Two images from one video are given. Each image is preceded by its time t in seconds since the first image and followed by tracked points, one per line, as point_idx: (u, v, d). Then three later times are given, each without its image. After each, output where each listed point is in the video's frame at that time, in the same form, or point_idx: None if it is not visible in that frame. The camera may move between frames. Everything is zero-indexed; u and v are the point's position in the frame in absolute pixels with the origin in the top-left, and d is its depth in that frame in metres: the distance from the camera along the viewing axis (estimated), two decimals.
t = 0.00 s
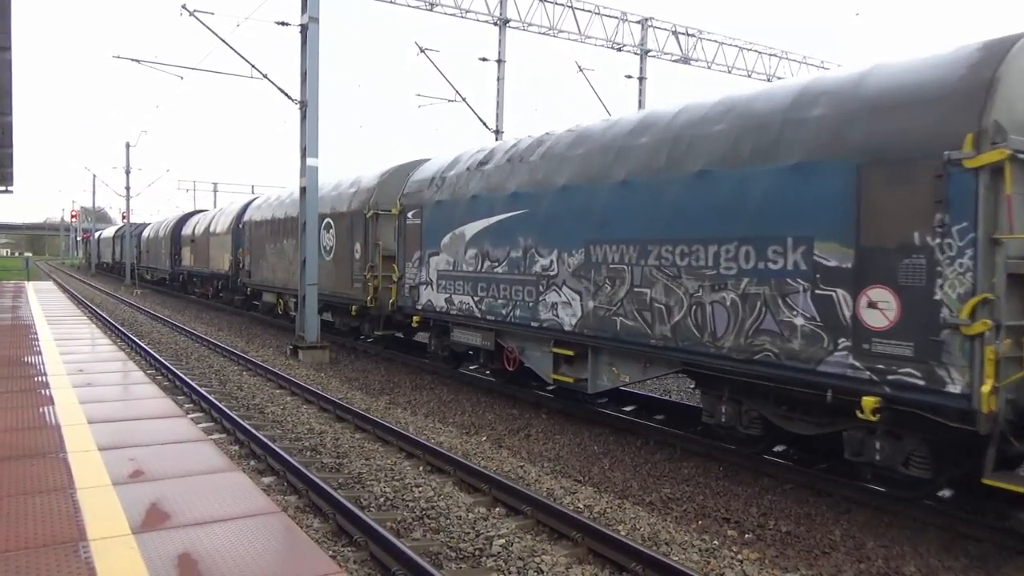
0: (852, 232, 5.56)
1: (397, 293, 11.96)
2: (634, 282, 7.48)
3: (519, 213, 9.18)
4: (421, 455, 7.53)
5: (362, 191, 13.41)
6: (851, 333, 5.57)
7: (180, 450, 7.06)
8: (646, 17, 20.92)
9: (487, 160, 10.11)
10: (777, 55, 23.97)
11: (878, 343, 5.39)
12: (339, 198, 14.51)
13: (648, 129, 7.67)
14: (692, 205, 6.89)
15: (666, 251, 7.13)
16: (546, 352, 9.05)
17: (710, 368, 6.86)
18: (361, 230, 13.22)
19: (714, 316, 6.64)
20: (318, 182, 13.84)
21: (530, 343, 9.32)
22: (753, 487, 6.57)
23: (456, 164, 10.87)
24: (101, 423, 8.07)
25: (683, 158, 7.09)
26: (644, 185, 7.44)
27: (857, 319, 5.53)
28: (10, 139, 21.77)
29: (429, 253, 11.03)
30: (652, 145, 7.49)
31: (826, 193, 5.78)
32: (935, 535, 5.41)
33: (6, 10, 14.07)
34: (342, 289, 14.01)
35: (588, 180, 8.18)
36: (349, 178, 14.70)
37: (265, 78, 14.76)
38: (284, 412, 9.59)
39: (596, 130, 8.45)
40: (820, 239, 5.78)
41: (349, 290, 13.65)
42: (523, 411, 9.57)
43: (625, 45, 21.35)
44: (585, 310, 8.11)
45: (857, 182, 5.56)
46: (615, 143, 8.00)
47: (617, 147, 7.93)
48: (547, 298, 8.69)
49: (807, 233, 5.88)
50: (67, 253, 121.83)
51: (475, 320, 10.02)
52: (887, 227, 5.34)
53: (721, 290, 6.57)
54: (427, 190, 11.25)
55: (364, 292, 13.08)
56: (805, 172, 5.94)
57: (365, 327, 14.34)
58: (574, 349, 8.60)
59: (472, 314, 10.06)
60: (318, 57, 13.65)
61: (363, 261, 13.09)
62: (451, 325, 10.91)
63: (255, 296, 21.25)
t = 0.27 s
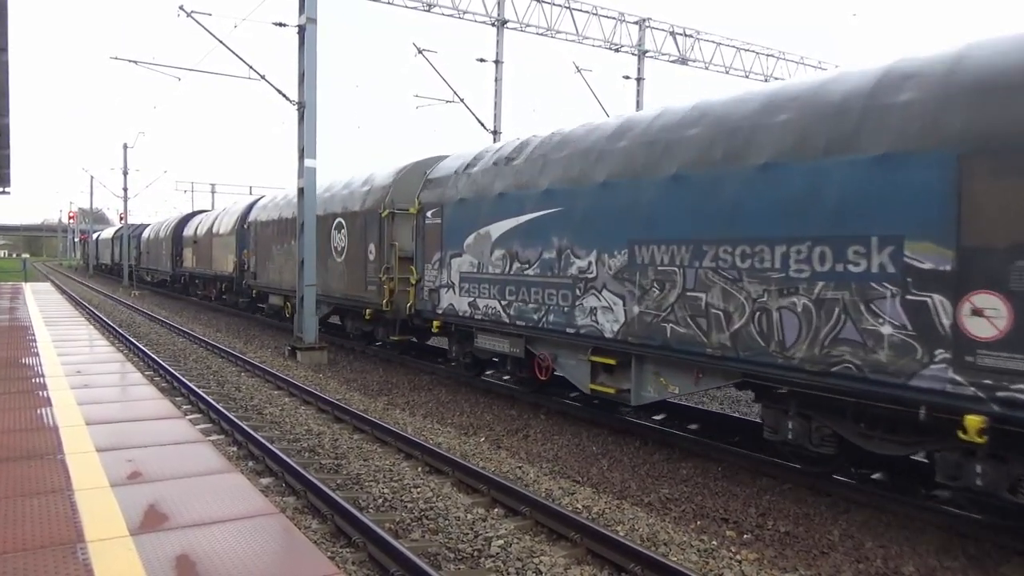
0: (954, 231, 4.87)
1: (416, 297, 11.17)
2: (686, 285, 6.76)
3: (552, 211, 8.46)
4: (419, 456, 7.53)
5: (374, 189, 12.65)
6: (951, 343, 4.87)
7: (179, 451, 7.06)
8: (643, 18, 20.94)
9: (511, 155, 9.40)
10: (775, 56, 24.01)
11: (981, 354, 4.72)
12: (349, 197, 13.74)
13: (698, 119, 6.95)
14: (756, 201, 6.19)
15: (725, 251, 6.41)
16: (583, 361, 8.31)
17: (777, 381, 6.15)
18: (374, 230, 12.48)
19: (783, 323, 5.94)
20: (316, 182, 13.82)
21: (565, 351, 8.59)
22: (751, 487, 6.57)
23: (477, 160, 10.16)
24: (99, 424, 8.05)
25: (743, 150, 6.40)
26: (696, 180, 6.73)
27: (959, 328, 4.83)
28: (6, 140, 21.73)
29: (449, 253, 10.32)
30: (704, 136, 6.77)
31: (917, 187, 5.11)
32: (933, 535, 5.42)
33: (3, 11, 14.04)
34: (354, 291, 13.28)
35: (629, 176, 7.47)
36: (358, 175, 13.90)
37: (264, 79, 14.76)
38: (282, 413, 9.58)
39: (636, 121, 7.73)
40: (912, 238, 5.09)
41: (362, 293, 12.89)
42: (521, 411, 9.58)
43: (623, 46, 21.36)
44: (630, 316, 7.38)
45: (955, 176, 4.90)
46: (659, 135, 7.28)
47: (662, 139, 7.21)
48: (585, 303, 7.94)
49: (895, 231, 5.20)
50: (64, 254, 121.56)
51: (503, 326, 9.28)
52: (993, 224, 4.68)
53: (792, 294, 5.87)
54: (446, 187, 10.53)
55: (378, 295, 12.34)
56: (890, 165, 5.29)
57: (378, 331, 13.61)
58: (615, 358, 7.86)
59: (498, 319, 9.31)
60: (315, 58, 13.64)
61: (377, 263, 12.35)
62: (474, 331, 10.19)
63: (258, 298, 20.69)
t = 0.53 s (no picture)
0: None
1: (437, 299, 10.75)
2: (746, 288, 6.16)
3: (591, 208, 7.88)
4: (420, 455, 7.53)
5: (390, 186, 12.28)
6: None
7: (180, 452, 7.06)
8: (644, 17, 20.94)
9: (543, 149, 8.85)
10: (777, 55, 23.98)
11: None
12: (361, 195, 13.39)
13: (759, 108, 6.37)
14: (831, 196, 5.58)
15: (794, 251, 5.80)
16: (625, 370, 7.72)
17: (852, 394, 5.58)
18: (392, 229, 11.99)
19: (863, 330, 5.33)
20: (316, 183, 13.82)
21: (604, 359, 7.99)
22: (753, 487, 6.57)
23: (505, 155, 9.60)
24: (100, 424, 8.06)
25: (814, 141, 5.80)
26: (760, 174, 6.13)
27: None
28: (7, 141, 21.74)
29: (475, 253, 9.77)
30: (768, 127, 6.19)
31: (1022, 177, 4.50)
32: (935, 535, 5.41)
33: (4, 12, 14.07)
34: (370, 293, 12.71)
35: (679, 170, 6.89)
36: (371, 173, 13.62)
37: (264, 79, 14.77)
38: (283, 414, 9.59)
39: (685, 111, 7.15)
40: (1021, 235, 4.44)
41: (379, 295, 12.34)
42: (522, 411, 9.58)
43: (624, 45, 21.36)
44: (681, 321, 6.78)
45: None
46: (714, 125, 6.70)
47: (718, 131, 6.63)
48: (628, 307, 7.35)
49: (997, 228, 4.57)
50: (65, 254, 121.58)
51: (535, 331, 8.70)
52: None
53: (875, 298, 5.24)
54: (472, 184, 9.99)
55: (396, 297, 11.76)
56: (989, 154, 4.68)
57: (394, 334, 13.02)
58: (663, 366, 7.27)
59: (530, 324, 8.73)
60: (316, 58, 13.64)
61: (396, 263, 11.80)
62: (502, 335, 9.61)
63: (265, 299, 20.17)
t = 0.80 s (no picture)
0: None
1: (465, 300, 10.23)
2: (820, 292, 5.62)
3: (637, 205, 7.33)
4: (422, 455, 7.54)
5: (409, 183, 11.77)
6: None
7: (181, 452, 7.07)
8: (645, 17, 20.96)
9: (582, 142, 8.32)
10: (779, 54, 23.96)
11: None
12: (377, 192, 12.86)
13: (834, 94, 5.84)
14: (918, 189, 5.03)
15: (877, 249, 5.24)
16: (675, 380, 7.16)
17: (947, 411, 5.04)
18: (412, 227, 11.43)
19: (965, 339, 4.76)
20: (318, 183, 13.83)
21: (650, 367, 7.43)
22: (754, 487, 6.56)
23: (539, 148, 9.07)
24: (102, 425, 8.07)
25: (898, 128, 5.25)
26: (836, 166, 5.59)
27: None
28: (9, 142, 21.78)
29: (506, 253, 9.26)
30: (845, 114, 5.65)
31: None
32: (937, 534, 5.40)
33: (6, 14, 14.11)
34: (390, 295, 12.15)
35: (740, 163, 6.34)
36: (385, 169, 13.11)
37: (265, 79, 14.78)
38: (285, 414, 9.61)
39: (745, 99, 6.62)
40: None
41: (399, 298, 11.80)
42: (523, 411, 9.58)
43: (625, 45, 21.37)
44: (743, 327, 6.22)
45: None
46: (780, 114, 6.17)
47: (785, 119, 6.11)
48: (680, 311, 6.80)
49: None
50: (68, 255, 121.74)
51: (573, 337, 8.14)
52: None
53: (979, 303, 4.67)
54: (503, 179, 9.46)
55: (418, 298, 11.20)
56: None
57: (413, 337, 12.48)
58: (720, 377, 6.71)
59: (568, 330, 8.18)
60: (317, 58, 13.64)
61: (417, 263, 11.21)
62: (534, 340, 9.06)
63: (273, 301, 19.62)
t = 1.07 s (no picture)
0: None
1: (495, 304, 9.61)
2: (916, 297, 5.01)
3: (693, 201, 6.77)
4: (423, 456, 7.54)
5: (431, 180, 11.07)
6: None
7: (182, 452, 7.08)
8: (645, 16, 20.97)
9: (626, 135, 7.79)
10: (779, 53, 23.96)
11: None
12: (395, 189, 12.17)
13: (807, 99, 6.05)
14: None
15: (937, 250, 4.88)
16: (736, 392, 6.59)
17: None
18: (435, 226, 10.78)
19: None
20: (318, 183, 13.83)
21: (707, 378, 6.84)
22: (755, 486, 6.56)
23: (577, 141, 8.53)
24: (103, 425, 8.08)
25: (1023, 109, 4.59)
26: (813, 168, 5.79)
27: None
28: (9, 143, 21.79)
29: (541, 254, 8.72)
30: (946, 96, 5.03)
31: None
32: (938, 534, 5.40)
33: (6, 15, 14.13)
34: (412, 297, 11.52)
35: (815, 154, 5.79)
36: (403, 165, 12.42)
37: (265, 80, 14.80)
38: (286, 414, 9.61)
39: (813, 87, 6.09)
40: None
41: (420, 301, 11.21)
42: (524, 411, 9.58)
43: (625, 45, 21.37)
44: (821, 335, 5.63)
45: None
46: (862, 100, 5.60)
47: (758, 124, 6.36)
48: (745, 317, 6.22)
49: None
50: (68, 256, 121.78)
51: (619, 345, 7.58)
52: None
53: None
54: (538, 175, 8.92)
55: (442, 302, 10.56)
56: None
57: (435, 342, 11.88)
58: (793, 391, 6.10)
59: (613, 337, 7.62)
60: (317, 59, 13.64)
61: (442, 264, 10.56)
62: (572, 347, 8.49)
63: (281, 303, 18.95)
